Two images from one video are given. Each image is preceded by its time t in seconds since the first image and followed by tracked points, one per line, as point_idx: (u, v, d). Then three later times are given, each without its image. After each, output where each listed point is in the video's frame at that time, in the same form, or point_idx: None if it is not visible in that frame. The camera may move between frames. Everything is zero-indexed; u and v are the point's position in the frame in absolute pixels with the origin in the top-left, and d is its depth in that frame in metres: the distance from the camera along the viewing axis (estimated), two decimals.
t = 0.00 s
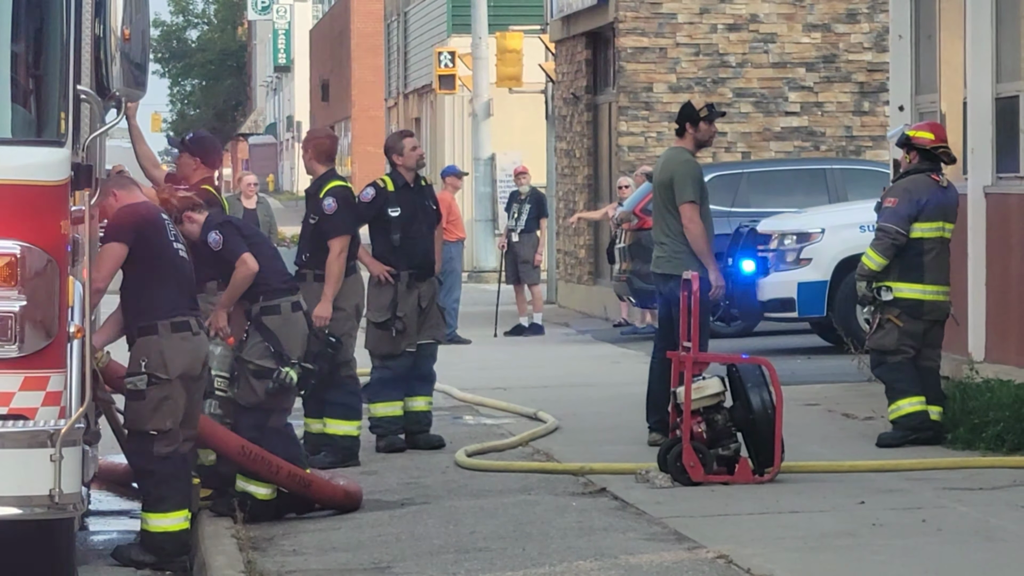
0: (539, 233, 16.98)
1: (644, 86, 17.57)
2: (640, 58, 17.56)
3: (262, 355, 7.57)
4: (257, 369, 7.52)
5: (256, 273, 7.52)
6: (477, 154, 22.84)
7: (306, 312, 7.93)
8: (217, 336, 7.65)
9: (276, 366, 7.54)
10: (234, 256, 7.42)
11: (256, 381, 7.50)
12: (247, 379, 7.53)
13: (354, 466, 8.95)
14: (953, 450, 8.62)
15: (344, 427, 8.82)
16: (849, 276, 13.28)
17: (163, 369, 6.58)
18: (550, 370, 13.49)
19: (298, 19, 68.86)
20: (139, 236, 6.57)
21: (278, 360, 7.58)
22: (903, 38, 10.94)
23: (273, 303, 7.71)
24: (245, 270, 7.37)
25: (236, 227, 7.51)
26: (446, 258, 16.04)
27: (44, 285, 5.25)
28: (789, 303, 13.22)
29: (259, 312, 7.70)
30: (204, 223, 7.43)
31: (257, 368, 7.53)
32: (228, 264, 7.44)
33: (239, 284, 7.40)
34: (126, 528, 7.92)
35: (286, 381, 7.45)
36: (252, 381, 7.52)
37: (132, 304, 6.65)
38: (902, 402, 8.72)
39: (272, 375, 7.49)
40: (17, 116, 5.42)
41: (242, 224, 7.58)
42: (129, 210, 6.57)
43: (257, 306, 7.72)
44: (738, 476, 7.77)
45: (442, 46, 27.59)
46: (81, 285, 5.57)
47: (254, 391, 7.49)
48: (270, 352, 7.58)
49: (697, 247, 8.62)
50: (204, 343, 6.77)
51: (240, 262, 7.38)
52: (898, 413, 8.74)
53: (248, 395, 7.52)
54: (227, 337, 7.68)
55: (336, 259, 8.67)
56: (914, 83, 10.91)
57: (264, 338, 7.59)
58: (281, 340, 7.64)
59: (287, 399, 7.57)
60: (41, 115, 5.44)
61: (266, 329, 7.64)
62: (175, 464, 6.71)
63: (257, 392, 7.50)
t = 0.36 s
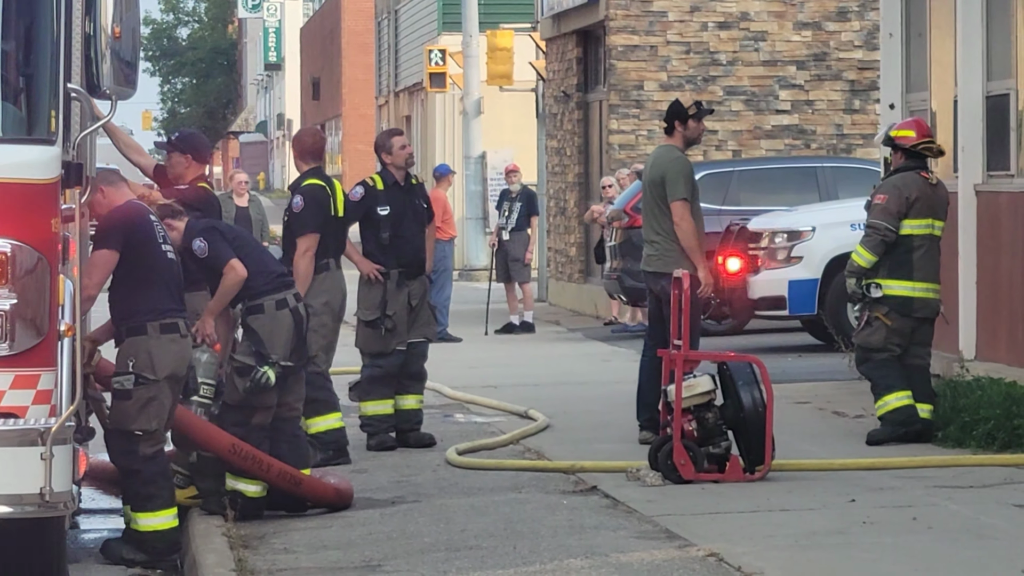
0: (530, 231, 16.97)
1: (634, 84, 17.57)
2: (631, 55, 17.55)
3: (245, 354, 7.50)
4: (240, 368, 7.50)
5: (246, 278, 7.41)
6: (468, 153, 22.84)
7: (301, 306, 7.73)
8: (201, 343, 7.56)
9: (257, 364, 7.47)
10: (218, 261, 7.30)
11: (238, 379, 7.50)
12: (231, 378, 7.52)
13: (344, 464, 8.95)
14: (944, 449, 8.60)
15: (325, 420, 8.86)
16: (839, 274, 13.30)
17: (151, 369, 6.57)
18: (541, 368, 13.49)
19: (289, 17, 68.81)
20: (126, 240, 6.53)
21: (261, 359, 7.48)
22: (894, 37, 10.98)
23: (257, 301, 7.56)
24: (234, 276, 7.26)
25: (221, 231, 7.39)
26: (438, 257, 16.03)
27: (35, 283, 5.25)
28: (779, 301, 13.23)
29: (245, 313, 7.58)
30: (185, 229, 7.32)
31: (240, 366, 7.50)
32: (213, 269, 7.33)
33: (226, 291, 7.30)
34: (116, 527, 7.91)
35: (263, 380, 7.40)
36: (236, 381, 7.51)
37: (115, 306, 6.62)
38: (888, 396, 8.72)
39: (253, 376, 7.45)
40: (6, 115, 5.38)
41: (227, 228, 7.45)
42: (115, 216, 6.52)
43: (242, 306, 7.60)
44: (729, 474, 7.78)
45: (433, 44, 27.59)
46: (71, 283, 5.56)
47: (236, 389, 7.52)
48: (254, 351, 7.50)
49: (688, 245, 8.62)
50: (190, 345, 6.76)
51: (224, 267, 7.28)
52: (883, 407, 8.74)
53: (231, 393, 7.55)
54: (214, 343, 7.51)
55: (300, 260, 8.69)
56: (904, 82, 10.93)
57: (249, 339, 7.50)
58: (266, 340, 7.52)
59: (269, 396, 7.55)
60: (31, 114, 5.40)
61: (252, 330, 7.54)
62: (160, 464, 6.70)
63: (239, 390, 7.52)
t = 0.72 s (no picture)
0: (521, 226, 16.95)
1: (625, 80, 17.57)
2: (621, 51, 17.55)
3: (251, 345, 7.57)
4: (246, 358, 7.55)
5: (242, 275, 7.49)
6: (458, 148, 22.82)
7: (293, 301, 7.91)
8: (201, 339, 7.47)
9: (265, 355, 7.56)
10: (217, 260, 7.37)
11: (243, 370, 7.53)
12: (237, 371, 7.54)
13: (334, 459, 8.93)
14: (934, 443, 8.66)
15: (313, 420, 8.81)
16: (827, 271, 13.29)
17: (145, 364, 6.57)
18: (531, 364, 13.48)
19: (279, 13, 68.69)
20: (120, 237, 6.50)
21: (268, 350, 7.58)
22: (884, 31, 10.97)
23: (259, 297, 7.69)
24: (233, 271, 7.34)
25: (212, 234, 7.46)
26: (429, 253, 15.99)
27: (25, 279, 5.23)
28: (769, 296, 13.23)
29: (250, 308, 7.67)
30: (175, 239, 7.38)
31: (246, 358, 7.54)
32: (212, 269, 7.39)
33: (225, 287, 7.36)
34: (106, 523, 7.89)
35: (274, 372, 7.48)
36: (241, 373, 7.53)
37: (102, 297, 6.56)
38: (848, 402, 8.77)
39: (260, 364, 7.52)
40: None
41: (218, 231, 7.51)
42: (107, 210, 6.47)
43: (246, 302, 7.68)
44: (719, 469, 7.77)
45: (423, 40, 27.56)
46: (61, 280, 5.55)
47: (242, 381, 7.52)
48: (258, 343, 7.57)
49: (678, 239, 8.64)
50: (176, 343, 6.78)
51: (224, 266, 7.35)
52: (842, 411, 8.79)
53: (235, 386, 7.54)
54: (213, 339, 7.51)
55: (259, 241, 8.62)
56: (895, 78, 10.94)
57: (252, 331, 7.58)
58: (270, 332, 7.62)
59: (274, 391, 7.63)
60: (21, 111, 5.40)
61: (256, 322, 7.62)
62: (147, 458, 6.70)
63: (245, 382, 7.53)
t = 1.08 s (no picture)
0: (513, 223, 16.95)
1: (616, 76, 17.58)
2: (612, 47, 17.55)
3: (253, 339, 7.55)
4: (249, 352, 7.52)
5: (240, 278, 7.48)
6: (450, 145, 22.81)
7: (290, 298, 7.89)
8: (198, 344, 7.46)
9: (268, 350, 7.55)
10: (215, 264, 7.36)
11: (246, 364, 7.49)
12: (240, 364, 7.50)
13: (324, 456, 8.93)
14: (926, 440, 8.71)
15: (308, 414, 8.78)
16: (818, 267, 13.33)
17: (143, 363, 6.56)
18: (524, 360, 13.48)
19: (270, 9, 68.62)
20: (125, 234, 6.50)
21: (270, 345, 7.57)
22: (875, 28, 10.99)
23: (261, 293, 7.64)
24: (231, 277, 7.34)
25: (206, 239, 7.45)
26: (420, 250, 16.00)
27: (15, 275, 5.22)
28: (761, 293, 13.25)
29: (250, 304, 7.61)
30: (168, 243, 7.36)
31: (249, 352, 7.52)
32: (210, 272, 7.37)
33: (224, 292, 7.33)
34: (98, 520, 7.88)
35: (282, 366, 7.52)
36: (245, 367, 7.49)
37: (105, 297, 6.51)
38: (838, 401, 8.78)
39: (265, 359, 7.52)
40: None
41: (211, 237, 7.52)
42: (111, 210, 6.46)
43: (245, 298, 7.62)
44: (711, 465, 7.77)
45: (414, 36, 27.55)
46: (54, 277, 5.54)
47: (246, 375, 7.48)
48: (261, 338, 7.55)
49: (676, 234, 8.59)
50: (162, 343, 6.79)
51: (222, 270, 7.34)
52: (832, 410, 8.81)
53: (237, 379, 7.49)
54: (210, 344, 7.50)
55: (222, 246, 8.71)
56: (886, 74, 10.94)
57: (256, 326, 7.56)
58: (272, 327, 7.61)
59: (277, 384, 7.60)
60: (12, 108, 5.41)
61: (259, 318, 7.59)
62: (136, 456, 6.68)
63: (250, 377, 7.49)
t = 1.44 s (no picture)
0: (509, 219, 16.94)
1: (611, 72, 17.57)
2: (607, 43, 17.55)
3: (242, 338, 7.60)
4: (237, 350, 7.55)
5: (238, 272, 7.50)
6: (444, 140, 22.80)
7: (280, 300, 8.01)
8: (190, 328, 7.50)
9: (257, 348, 7.62)
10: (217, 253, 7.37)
11: (234, 362, 7.51)
12: (225, 361, 7.51)
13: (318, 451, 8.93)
14: (920, 435, 8.66)
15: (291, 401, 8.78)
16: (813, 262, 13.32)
17: (142, 358, 6.57)
18: (519, 356, 13.48)
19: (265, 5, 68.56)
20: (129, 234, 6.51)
21: (259, 344, 7.64)
22: (870, 24, 10.99)
23: (252, 290, 7.76)
24: (231, 272, 7.34)
25: (211, 225, 7.47)
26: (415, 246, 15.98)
27: (10, 270, 5.22)
28: (756, 288, 13.24)
29: (241, 300, 7.72)
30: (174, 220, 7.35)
31: (236, 350, 7.54)
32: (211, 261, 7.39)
33: (221, 284, 7.36)
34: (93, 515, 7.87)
35: (269, 365, 7.56)
36: (231, 364, 7.51)
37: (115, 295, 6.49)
38: (831, 397, 8.78)
39: (252, 358, 7.55)
40: None
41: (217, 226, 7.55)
42: (116, 208, 6.48)
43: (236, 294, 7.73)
44: (706, 461, 7.78)
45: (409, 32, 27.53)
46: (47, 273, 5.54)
47: (233, 373, 7.49)
48: (249, 336, 7.63)
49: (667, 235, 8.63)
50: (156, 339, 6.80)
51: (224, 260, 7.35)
52: (826, 407, 8.82)
53: (224, 376, 7.50)
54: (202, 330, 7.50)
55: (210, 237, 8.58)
56: (881, 70, 10.94)
57: (243, 322, 7.65)
58: (261, 325, 7.69)
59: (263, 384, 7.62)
60: (6, 103, 5.39)
61: (248, 314, 7.68)
62: (132, 452, 6.67)
63: (235, 375, 7.49)
